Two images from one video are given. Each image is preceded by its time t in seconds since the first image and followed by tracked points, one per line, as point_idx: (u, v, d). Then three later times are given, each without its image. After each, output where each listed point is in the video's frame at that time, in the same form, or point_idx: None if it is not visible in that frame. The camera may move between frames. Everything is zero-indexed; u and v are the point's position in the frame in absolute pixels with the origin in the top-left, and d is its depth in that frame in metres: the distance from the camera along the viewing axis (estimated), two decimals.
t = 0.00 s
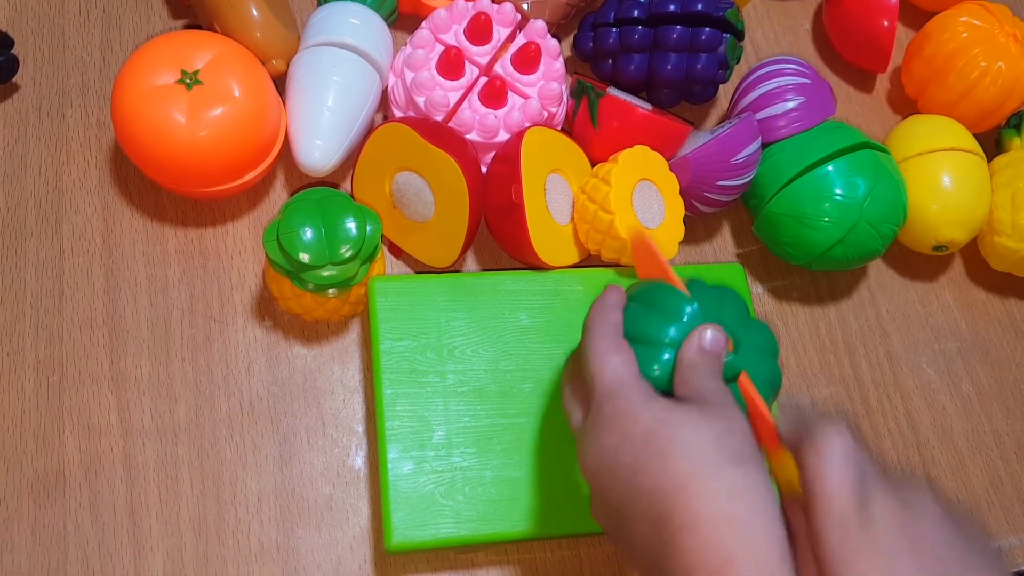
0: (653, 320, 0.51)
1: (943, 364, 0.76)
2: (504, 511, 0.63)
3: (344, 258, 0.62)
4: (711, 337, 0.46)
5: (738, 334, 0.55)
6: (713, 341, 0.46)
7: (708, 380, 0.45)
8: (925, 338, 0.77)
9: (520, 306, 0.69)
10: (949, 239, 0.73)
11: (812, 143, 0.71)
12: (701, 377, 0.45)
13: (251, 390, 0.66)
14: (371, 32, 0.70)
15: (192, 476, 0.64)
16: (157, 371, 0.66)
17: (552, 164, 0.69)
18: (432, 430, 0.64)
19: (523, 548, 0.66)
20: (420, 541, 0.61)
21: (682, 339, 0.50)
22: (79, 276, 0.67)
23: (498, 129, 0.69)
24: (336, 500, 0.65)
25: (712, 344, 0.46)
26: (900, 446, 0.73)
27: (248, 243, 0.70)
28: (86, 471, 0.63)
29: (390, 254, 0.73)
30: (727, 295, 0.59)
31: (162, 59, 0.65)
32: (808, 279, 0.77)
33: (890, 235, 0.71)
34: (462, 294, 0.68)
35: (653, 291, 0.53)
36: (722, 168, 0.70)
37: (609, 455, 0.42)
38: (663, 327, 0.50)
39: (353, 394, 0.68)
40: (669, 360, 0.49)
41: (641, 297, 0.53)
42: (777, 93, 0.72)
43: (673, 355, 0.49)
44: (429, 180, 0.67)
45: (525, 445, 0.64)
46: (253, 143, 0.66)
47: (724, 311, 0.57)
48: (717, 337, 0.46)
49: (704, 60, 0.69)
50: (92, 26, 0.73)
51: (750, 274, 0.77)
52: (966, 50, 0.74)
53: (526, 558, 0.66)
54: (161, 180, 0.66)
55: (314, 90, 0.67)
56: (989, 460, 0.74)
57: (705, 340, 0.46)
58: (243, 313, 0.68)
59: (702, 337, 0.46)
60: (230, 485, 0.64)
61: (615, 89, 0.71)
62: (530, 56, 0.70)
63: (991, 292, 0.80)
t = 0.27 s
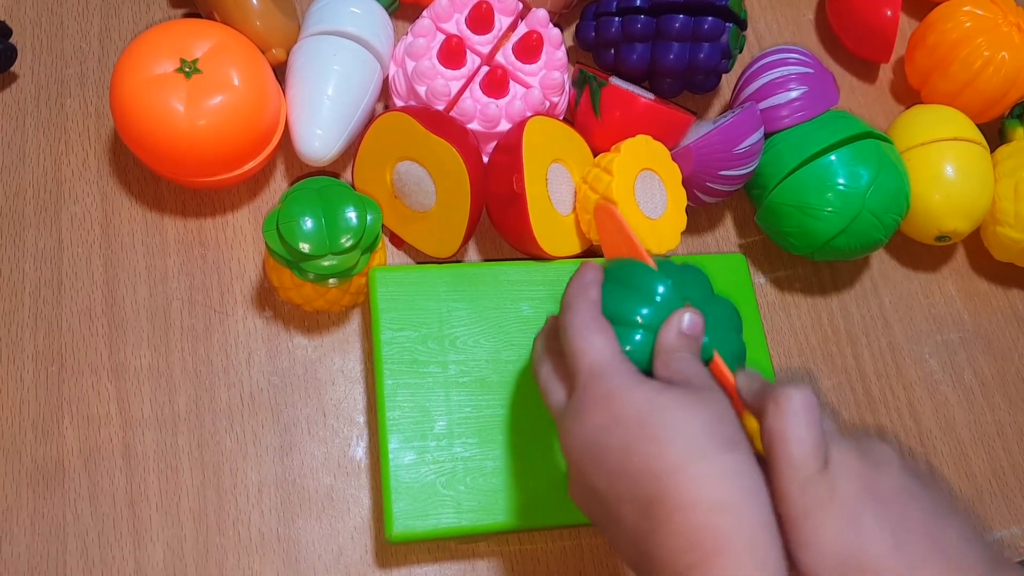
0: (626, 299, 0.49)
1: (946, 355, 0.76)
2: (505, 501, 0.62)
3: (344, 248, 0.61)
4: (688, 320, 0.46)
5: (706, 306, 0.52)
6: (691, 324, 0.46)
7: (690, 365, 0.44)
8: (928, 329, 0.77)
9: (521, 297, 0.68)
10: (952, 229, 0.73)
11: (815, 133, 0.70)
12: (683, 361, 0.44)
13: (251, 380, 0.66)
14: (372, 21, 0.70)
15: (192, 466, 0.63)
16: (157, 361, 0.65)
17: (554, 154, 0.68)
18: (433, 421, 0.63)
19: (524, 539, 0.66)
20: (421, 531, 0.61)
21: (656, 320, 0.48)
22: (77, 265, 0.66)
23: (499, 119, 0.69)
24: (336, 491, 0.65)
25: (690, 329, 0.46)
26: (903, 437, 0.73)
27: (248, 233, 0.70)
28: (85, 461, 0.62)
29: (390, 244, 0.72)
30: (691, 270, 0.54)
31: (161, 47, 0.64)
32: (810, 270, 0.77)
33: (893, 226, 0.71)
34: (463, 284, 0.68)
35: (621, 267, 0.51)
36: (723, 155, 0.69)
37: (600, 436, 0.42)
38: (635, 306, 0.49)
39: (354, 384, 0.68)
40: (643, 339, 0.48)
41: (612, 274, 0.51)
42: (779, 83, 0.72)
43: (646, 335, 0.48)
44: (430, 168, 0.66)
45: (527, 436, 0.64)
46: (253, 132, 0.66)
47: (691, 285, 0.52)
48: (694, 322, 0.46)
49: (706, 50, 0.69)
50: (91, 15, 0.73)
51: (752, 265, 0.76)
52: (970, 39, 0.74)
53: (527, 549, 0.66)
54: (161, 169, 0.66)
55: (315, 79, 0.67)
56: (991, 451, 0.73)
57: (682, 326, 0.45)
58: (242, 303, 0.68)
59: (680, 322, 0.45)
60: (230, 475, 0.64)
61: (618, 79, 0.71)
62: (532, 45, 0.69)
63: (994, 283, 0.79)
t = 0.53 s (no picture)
0: (620, 293, 0.49)
1: (950, 350, 0.76)
2: (504, 492, 0.62)
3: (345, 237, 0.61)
4: (684, 315, 0.45)
5: (701, 302, 0.56)
6: (688, 320, 0.45)
7: (687, 360, 0.44)
8: (932, 324, 0.76)
9: (523, 288, 0.68)
10: (958, 223, 0.73)
11: (819, 125, 0.70)
12: (678, 356, 0.44)
13: (251, 369, 0.66)
14: (376, 10, 0.70)
15: (192, 454, 0.63)
16: (157, 349, 0.65)
17: (557, 144, 0.68)
18: (433, 411, 0.63)
19: (523, 531, 0.66)
20: (420, 521, 0.60)
21: (651, 316, 0.48)
22: (79, 253, 0.66)
23: (502, 109, 0.69)
24: (336, 480, 0.65)
25: (686, 325, 0.45)
26: (905, 432, 0.72)
27: (249, 222, 0.70)
28: (85, 449, 0.62)
29: (392, 234, 0.72)
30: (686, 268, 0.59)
31: (163, 34, 0.64)
32: (813, 264, 0.76)
33: (897, 220, 0.71)
34: (464, 274, 0.67)
35: (618, 262, 0.51)
36: (728, 147, 0.69)
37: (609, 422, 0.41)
38: (630, 302, 0.49)
39: (354, 374, 0.68)
40: (638, 335, 0.48)
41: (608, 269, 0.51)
42: (784, 75, 0.72)
43: (641, 330, 0.48)
44: (431, 158, 0.66)
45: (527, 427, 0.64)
46: (255, 120, 0.65)
47: (689, 281, 0.57)
48: (689, 317, 0.45)
49: (711, 40, 0.69)
50: (94, 3, 0.73)
51: (755, 258, 0.76)
52: (977, 32, 0.73)
53: (526, 540, 0.66)
54: (162, 157, 0.65)
55: (317, 67, 0.67)
56: (995, 447, 0.73)
57: (678, 321, 0.45)
58: (243, 292, 0.68)
59: (675, 318, 0.45)
60: (230, 464, 0.64)
61: (621, 70, 0.71)
62: (536, 34, 0.69)
63: (999, 278, 0.79)
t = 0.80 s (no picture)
0: (616, 297, 0.48)
1: (957, 344, 0.75)
2: (505, 487, 0.62)
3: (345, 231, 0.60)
4: (687, 325, 0.45)
5: (694, 303, 0.58)
6: (689, 329, 0.45)
7: (691, 373, 0.44)
8: (938, 317, 0.75)
9: (524, 282, 0.68)
10: (965, 215, 0.72)
11: (824, 117, 0.69)
12: (682, 368, 0.44)
13: (252, 364, 0.66)
14: (376, 2, 0.69)
15: (192, 449, 0.63)
16: (157, 344, 0.65)
17: (558, 137, 0.67)
18: (434, 406, 0.63)
19: (525, 526, 0.65)
20: (421, 516, 0.60)
21: (649, 321, 0.47)
22: (79, 248, 0.66)
23: (503, 102, 0.68)
24: (337, 475, 0.64)
25: (688, 335, 0.45)
26: (911, 426, 0.72)
27: (250, 216, 0.69)
28: (85, 444, 0.62)
29: (393, 228, 0.72)
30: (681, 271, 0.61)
31: (162, 28, 0.64)
32: (819, 257, 0.76)
33: (904, 212, 0.70)
34: (465, 268, 0.67)
35: (617, 265, 0.50)
36: (731, 139, 0.68)
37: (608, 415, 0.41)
38: (627, 307, 0.47)
39: (355, 368, 0.67)
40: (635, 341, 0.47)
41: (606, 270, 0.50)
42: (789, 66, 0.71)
43: (639, 338, 0.47)
44: (432, 151, 0.65)
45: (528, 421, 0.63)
46: (255, 113, 0.65)
47: (681, 280, 0.59)
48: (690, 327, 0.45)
49: (715, 32, 0.68)
50: None
51: (760, 251, 0.75)
52: (984, 22, 0.72)
53: (528, 535, 0.65)
54: (162, 152, 0.65)
55: (317, 61, 0.66)
56: (1002, 441, 0.72)
57: (679, 331, 0.45)
58: (244, 287, 0.67)
59: (677, 328, 0.45)
60: (230, 459, 0.63)
61: (624, 61, 0.70)
62: (537, 26, 0.69)
63: (1007, 271, 0.78)
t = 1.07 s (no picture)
0: (593, 310, 0.49)
1: (956, 342, 0.75)
2: (502, 487, 0.62)
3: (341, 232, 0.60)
4: (663, 337, 0.44)
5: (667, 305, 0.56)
6: (665, 342, 0.44)
7: (671, 389, 0.43)
8: (938, 315, 0.75)
9: (521, 282, 0.68)
10: (964, 213, 0.71)
11: (822, 115, 0.69)
12: (662, 383, 0.43)
13: (249, 364, 0.66)
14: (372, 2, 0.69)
15: (191, 450, 0.63)
16: (156, 345, 0.65)
17: (555, 137, 0.67)
18: (431, 406, 0.63)
19: (523, 525, 0.65)
20: (418, 516, 0.60)
21: (625, 334, 0.49)
22: (77, 249, 0.66)
23: (500, 101, 0.68)
24: (335, 475, 0.65)
25: (665, 348, 0.44)
26: (910, 425, 0.71)
27: (247, 216, 0.70)
28: (85, 444, 0.62)
29: (390, 228, 0.72)
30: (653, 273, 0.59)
31: (158, 28, 0.64)
32: (817, 255, 0.75)
33: (903, 210, 0.70)
34: (462, 268, 0.67)
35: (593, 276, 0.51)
36: (728, 138, 0.68)
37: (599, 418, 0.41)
38: (603, 320, 0.49)
39: (353, 368, 0.67)
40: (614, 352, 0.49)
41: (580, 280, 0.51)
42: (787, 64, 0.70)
43: (618, 350, 0.49)
44: (428, 151, 0.65)
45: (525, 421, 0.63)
46: (251, 114, 0.65)
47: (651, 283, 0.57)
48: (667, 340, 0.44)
49: (712, 29, 0.68)
50: None
51: (758, 250, 0.75)
52: (984, 18, 0.71)
53: (525, 535, 0.65)
54: (159, 152, 0.65)
55: (313, 61, 0.66)
56: (1001, 440, 0.72)
57: (656, 344, 0.44)
58: (241, 287, 0.68)
59: (654, 341, 0.44)
60: (229, 459, 0.64)
61: (621, 60, 0.70)
62: (533, 25, 0.68)
63: (1007, 269, 0.78)
